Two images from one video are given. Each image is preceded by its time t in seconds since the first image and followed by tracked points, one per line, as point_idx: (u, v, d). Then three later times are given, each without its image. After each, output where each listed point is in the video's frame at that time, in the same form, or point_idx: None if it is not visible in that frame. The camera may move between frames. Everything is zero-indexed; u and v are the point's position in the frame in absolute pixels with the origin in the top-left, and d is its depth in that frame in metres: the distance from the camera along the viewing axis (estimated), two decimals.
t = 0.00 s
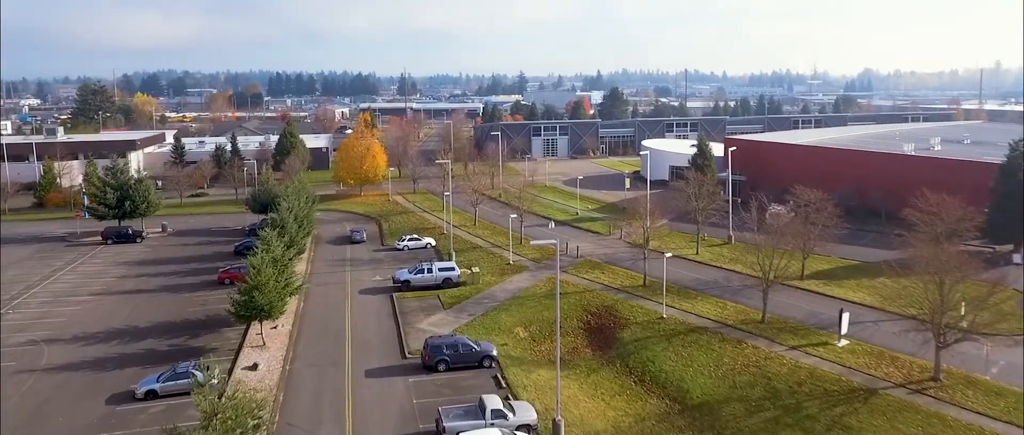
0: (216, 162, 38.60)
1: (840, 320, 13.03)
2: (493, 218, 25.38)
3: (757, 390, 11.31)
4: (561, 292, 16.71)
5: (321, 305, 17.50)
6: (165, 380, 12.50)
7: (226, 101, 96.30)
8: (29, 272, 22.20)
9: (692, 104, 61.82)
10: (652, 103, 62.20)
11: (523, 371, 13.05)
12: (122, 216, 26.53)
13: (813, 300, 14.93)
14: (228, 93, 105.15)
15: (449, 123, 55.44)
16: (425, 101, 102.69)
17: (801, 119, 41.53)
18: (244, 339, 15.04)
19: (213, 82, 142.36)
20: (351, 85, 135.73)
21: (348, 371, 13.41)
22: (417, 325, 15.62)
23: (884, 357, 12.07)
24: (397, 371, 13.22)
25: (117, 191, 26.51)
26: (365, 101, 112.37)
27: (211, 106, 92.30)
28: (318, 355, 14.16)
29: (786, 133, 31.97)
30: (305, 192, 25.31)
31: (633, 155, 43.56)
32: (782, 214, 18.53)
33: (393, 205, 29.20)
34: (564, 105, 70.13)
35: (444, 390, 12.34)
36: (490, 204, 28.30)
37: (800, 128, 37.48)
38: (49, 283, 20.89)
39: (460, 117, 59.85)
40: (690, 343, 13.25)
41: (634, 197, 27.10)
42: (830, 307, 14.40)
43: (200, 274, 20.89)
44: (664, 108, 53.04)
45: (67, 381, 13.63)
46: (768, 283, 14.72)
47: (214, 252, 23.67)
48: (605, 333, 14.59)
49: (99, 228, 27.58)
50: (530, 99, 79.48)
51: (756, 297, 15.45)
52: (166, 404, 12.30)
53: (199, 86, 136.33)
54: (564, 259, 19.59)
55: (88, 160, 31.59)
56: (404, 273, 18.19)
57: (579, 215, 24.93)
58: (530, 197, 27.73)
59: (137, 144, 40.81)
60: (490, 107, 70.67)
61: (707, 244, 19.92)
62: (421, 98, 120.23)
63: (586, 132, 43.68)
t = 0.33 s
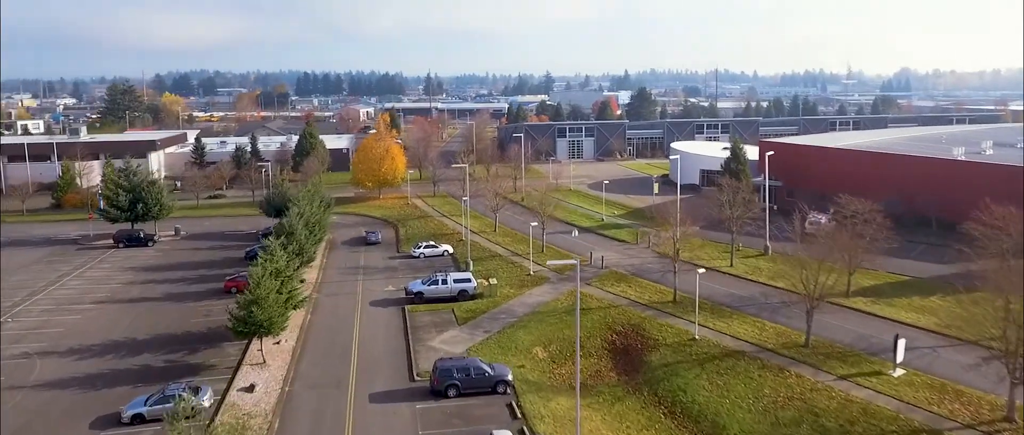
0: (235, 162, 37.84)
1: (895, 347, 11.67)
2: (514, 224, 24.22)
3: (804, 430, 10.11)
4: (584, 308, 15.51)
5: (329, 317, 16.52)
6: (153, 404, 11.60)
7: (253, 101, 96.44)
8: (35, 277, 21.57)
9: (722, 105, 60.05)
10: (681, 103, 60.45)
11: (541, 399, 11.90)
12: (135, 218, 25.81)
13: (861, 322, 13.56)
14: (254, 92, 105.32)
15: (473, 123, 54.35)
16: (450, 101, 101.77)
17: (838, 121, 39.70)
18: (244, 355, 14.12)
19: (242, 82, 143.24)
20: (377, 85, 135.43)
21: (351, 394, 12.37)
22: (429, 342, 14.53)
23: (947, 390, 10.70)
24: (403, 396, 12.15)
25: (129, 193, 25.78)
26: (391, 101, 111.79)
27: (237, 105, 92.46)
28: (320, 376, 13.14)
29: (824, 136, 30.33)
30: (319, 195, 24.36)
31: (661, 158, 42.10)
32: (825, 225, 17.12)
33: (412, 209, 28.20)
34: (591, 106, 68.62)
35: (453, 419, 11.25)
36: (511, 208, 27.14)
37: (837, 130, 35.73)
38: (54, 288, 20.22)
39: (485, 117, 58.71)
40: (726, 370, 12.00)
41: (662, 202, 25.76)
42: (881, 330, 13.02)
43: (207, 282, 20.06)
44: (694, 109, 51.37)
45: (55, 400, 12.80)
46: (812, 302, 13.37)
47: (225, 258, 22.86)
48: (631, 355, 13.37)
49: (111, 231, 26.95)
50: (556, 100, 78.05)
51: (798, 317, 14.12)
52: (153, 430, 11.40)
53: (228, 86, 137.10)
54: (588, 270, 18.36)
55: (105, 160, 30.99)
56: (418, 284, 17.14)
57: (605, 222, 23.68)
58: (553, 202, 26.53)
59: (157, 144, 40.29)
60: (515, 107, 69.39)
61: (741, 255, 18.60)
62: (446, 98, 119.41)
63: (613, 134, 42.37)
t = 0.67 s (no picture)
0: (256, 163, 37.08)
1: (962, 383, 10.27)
2: (537, 231, 23.06)
3: None
4: (610, 327, 14.29)
5: (336, 333, 15.53)
6: (135, 429, 10.64)
7: (282, 101, 96.55)
8: (43, 282, 20.95)
9: (756, 105, 58.06)
10: (714, 103, 58.62)
11: (560, 433, 10.73)
12: (148, 222, 25.08)
13: (921, 350, 12.15)
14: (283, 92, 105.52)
15: (499, 124, 53.15)
16: (478, 101, 100.82)
17: (881, 123, 37.81)
18: (243, 375, 13.18)
19: (273, 82, 143.96)
20: (406, 84, 135.04)
21: (354, 421, 11.32)
22: (441, 362, 13.45)
23: None
24: (409, 426, 11.08)
25: (143, 196, 25.07)
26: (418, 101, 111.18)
27: (266, 105, 92.57)
28: (322, 400, 12.12)
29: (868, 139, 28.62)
30: (336, 199, 23.44)
31: (693, 161, 40.59)
32: (874, 237, 15.66)
33: (432, 214, 27.17)
34: (621, 106, 67.02)
35: None
36: (535, 213, 25.95)
37: (882, 133, 33.86)
38: (60, 295, 19.56)
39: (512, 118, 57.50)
40: (768, 405, 10.72)
41: (695, 209, 24.35)
42: (943, 360, 11.63)
43: (216, 291, 19.24)
44: (728, 109, 49.65)
45: (40, 421, 11.97)
46: (865, 327, 12.00)
47: (237, 264, 22.06)
48: (661, 382, 12.13)
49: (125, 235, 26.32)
50: (585, 100, 76.55)
51: (847, 342, 12.76)
52: None
53: (259, 86, 137.87)
54: (615, 284, 17.13)
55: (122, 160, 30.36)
56: (432, 298, 16.07)
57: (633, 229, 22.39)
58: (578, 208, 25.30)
59: (179, 144, 39.80)
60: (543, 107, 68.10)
61: (781, 269, 17.22)
62: (474, 98, 118.40)
63: (643, 136, 41.00)
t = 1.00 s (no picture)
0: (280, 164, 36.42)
1: None
2: (565, 238, 21.84)
3: None
4: (640, 349, 13.05)
5: (347, 348, 14.57)
6: None
7: (314, 101, 96.51)
8: (54, 287, 20.36)
9: (796, 105, 56.00)
10: (752, 102, 56.68)
11: None
12: (165, 224, 24.39)
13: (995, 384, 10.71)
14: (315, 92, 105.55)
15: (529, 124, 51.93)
16: (509, 101, 99.76)
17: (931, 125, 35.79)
18: (242, 397, 12.25)
19: (308, 82, 144.63)
20: (437, 84, 134.56)
21: None
22: (455, 386, 12.36)
23: None
24: None
25: (161, 198, 24.41)
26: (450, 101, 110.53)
27: (297, 105, 92.53)
28: (323, 427, 11.09)
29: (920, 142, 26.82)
30: (355, 203, 22.52)
31: (729, 164, 39.01)
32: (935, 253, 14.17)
33: (456, 218, 26.11)
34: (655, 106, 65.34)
35: None
36: (562, 218, 24.71)
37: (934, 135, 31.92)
38: (69, 300, 18.92)
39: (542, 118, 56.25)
40: None
41: (733, 216, 22.91)
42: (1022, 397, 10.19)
43: (227, 300, 18.40)
44: (766, 110, 47.81)
45: None
46: (930, 359, 10.55)
47: (252, 270, 21.23)
48: (698, 415, 10.86)
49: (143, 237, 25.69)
50: (618, 100, 74.96)
51: (908, 373, 11.36)
52: None
53: (293, 86, 138.55)
54: (646, 301, 15.86)
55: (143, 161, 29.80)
56: (448, 312, 15.01)
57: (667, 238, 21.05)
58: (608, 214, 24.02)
59: (206, 144, 39.32)
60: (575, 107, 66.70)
61: (829, 286, 15.81)
62: (506, 98, 117.39)
63: (677, 137, 39.57)
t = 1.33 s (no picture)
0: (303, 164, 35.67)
1: None
2: (592, 247, 20.59)
3: None
4: (670, 376, 11.80)
5: (353, 366, 13.59)
6: None
7: (344, 102, 96.17)
8: (62, 292, 19.69)
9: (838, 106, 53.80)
10: (791, 102, 54.62)
11: None
12: (180, 228, 23.66)
13: None
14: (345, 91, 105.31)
15: (558, 124, 50.65)
16: (539, 101, 98.51)
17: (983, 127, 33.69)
18: (235, 421, 11.35)
19: (339, 82, 144.86)
20: (468, 83, 133.86)
21: None
22: (465, 414, 11.24)
23: None
24: None
25: (175, 200, 23.70)
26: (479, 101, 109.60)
27: (326, 104, 92.41)
28: None
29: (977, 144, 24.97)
30: (372, 207, 21.56)
31: (767, 167, 37.36)
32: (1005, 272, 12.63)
33: (479, 223, 25.00)
34: (689, 107, 63.51)
35: None
36: (589, 223, 23.45)
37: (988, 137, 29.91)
38: (74, 307, 18.20)
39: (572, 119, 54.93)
40: None
41: (772, 225, 21.44)
42: None
43: (236, 310, 17.53)
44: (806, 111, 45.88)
45: None
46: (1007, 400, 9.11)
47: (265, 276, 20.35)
48: None
49: (158, 240, 25.01)
50: (650, 100, 73.25)
51: (980, 414, 9.92)
52: None
53: (325, 85, 139.10)
54: (678, 319, 14.56)
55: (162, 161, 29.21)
56: (462, 329, 13.92)
57: (701, 248, 19.69)
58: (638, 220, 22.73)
59: (230, 144, 38.75)
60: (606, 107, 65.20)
61: (881, 306, 14.37)
62: (536, 98, 116.08)
63: (713, 140, 37.99)
